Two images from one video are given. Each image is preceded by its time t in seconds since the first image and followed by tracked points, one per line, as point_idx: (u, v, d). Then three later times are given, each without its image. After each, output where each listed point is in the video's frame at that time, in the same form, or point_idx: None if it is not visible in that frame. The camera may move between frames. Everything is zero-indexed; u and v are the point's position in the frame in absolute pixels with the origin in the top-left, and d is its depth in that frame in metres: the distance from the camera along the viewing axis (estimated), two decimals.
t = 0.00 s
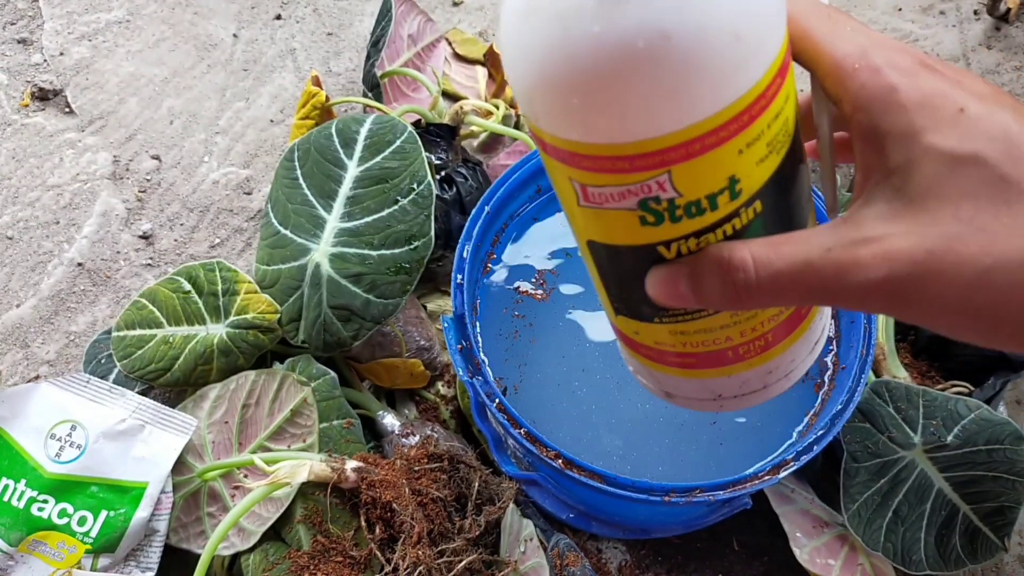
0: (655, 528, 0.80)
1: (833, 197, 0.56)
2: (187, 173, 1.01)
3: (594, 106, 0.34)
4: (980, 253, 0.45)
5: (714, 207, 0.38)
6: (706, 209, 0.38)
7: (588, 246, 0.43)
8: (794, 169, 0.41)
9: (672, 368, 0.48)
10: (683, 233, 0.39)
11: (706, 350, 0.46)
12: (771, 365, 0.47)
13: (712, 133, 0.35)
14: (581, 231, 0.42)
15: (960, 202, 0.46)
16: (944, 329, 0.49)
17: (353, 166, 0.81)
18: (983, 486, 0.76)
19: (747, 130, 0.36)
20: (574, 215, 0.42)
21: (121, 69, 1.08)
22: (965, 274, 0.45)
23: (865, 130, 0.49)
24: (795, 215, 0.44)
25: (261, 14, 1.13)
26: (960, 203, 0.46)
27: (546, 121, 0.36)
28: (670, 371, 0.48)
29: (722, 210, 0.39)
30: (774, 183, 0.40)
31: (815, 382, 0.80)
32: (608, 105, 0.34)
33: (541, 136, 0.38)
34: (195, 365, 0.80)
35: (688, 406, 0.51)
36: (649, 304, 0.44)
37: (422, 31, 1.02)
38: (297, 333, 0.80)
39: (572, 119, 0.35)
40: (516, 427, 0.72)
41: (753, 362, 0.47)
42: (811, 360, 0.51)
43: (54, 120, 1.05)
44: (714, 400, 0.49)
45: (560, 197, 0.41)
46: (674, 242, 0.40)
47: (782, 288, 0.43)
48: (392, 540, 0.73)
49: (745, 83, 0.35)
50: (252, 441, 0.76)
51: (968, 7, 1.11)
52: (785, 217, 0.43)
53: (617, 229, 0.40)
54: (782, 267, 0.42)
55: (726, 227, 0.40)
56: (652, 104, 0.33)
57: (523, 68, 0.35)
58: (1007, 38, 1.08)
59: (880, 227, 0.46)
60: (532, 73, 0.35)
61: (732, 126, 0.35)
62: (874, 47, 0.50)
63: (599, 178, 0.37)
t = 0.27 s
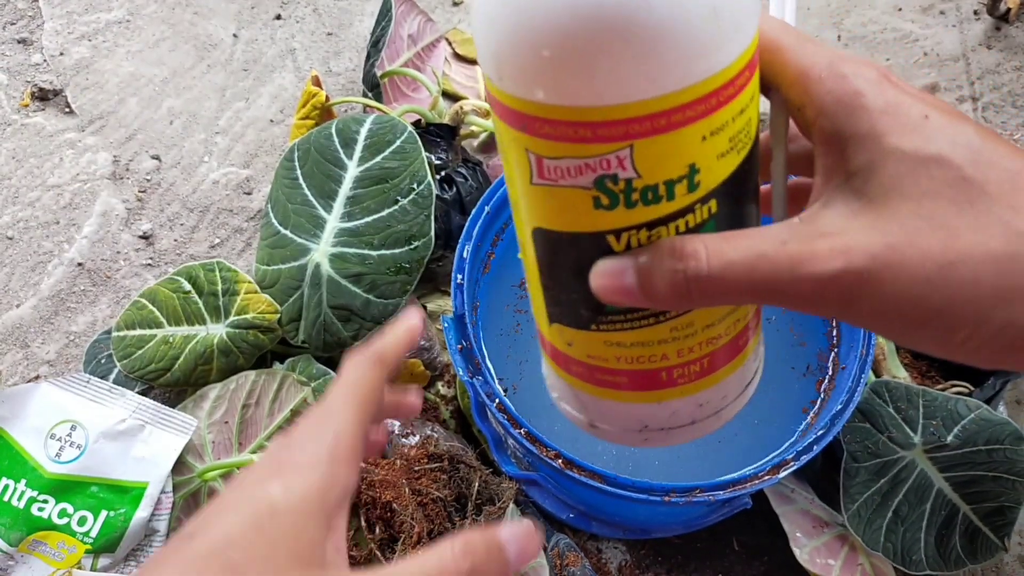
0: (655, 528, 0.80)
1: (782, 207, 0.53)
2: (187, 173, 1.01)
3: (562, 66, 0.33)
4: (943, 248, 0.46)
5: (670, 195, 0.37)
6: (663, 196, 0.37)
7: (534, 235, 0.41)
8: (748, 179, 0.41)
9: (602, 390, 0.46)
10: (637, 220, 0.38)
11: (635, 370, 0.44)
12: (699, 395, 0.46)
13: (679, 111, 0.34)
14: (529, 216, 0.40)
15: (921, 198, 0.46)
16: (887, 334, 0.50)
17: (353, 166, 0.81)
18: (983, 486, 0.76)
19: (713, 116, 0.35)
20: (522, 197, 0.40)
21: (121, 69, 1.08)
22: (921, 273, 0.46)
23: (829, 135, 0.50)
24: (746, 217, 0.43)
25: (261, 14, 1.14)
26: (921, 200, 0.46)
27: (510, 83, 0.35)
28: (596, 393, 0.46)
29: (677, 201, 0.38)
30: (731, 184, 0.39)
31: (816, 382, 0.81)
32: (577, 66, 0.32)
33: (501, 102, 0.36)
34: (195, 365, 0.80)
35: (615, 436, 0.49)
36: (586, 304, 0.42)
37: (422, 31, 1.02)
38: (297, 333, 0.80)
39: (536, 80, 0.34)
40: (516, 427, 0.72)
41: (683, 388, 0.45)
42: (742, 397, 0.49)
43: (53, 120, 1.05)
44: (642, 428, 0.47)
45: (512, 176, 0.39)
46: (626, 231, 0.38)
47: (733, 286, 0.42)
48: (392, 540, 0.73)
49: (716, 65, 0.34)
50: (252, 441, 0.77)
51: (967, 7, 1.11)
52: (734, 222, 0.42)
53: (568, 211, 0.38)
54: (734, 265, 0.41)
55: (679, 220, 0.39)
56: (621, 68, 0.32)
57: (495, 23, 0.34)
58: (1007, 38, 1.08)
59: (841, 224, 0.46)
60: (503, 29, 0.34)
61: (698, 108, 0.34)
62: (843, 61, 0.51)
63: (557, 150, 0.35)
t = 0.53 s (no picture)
0: (655, 528, 0.80)
1: (769, 238, 0.53)
2: (187, 173, 1.01)
3: (598, 43, 0.33)
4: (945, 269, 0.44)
5: (673, 205, 0.37)
6: (667, 203, 0.37)
7: (521, 243, 0.40)
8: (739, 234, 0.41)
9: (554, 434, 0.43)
10: (635, 228, 0.37)
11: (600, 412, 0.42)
12: (660, 456, 0.44)
13: (701, 113, 0.35)
14: (521, 218, 0.39)
15: (925, 226, 0.44)
16: (869, 357, 0.47)
17: (354, 166, 0.81)
18: (983, 486, 0.76)
19: (727, 131, 0.36)
20: (518, 197, 0.39)
21: (121, 69, 1.08)
22: (922, 291, 0.43)
23: (828, 175, 0.49)
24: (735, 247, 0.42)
25: (260, 15, 1.15)
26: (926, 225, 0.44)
27: (538, 60, 0.35)
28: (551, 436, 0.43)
29: (679, 215, 0.37)
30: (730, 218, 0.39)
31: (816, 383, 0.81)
32: (613, 44, 0.33)
33: (522, 85, 0.36)
34: (195, 365, 0.80)
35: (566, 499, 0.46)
36: (564, 322, 0.41)
37: (422, 31, 1.02)
38: (297, 333, 0.80)
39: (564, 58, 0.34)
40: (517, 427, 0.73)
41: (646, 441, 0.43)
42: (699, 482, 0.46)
43: (53, 120, 1.05)
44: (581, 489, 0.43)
45: (514, 172, 0.39)
46: (622, 237, 0.38)
47: (722, 309, 0.40)
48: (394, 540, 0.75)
49: (743, 78, 0.35)
50: (252, 441, 0.77)
51: (966, 8, 1.12)
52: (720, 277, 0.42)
53: (568, 208, 0.37)
54: (726, 288, 0.39)
55: (676, 240, 0.38)
56: (654, 54, 0.33)
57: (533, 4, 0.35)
58: (1007, 38, 1.08)
59: (841, 247, 0.44)
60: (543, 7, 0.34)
61: (716, 116, 0.35)
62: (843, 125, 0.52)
63: (571, 135, 0.35)
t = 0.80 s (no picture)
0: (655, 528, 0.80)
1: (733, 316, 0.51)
2: (187, 173, 1.01)
3: (558, 128, 0.33)
4: (917, 346, 0.42)
5: (637, 289, 0.36)
6: (628, 287, 0.36)
7: (480, 323, 0.40)
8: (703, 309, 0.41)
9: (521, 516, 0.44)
10: (597, 312, 0.37)
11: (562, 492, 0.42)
12: (624, 533, 0.43)
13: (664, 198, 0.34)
14: (480, 299, 0.39)
15: (891, 298, 0.43)
16: (842, 437, 0.45)
17: (353, 166, 0.81)
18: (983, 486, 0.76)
19: (688, 215, 0.36)
20: (477, 278, 0.39)
21: (121, 69, 1.09)
22: (901, 366, 0.42)
23: (789, 247, 0.48)
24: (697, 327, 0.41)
25: (261, 15, 1.15)
26: (895, 301, 0.43)
27: (496, 144, 0.35)
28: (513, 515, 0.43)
29: (641, 298, 0.37)
30: (693, 297, 0.39)
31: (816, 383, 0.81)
32: (574, 130, 0.33)
33: (482, 168, 0.36)
34: (195, 365, 0.80)
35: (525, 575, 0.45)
36: (525, 407, 0.40)
37: (422, 31, 1.02)
38: (297, 333, 0.80)
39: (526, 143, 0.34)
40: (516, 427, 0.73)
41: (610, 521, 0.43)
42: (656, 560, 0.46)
43: (53, 120, 1.05)
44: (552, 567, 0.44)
45: (472, 254, 0.39)
46: (583, 321, 0.37)
47: (688, 394, 0.39)
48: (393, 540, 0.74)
49: (705, 161, 0.35)
50: (253, 441, 0.76)
51: (967, 7, 1.12)
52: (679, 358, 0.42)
53: (529, 293, 0.37)
54: (696, 372, 0.38)
55: (640, 321, 0.38)
56: (615, 141, 0.33)
57: (491, 87, 0.34)
58: (1007, 38, 1.08)
59: (810, 327, 0.42)
60: (501, 89, 0.34)
61: (678, 200, 0.35)
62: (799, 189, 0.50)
63: (533, 220, 0.35)
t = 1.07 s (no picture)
0: (654, 527, 0.80)
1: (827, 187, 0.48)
2: (187, 173, 1.02)
3: (495, 128, 0.29)
4: None
5: (543, 295, 0.34)
6: (537, 293, 0.33)
7: (374, 296, 0.36)
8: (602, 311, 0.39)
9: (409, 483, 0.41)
10: (500, 310, 0.34)
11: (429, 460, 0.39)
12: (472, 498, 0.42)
13: (591, 215, 0.31)
14: (378, 273, 0.35)
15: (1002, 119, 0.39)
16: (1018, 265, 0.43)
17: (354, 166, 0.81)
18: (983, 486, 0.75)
19: (610, 230, 0.33)
20: (375, 249, 0.35)
21: (121, 69, 1.08)
22: None
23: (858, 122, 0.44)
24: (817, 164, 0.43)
25: (261, 15, 1.14)
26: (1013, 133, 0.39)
27: (429, 126, 0.30)
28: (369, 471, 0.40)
29: (546, 302, 0.34)
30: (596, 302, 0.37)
31: (815, 385, 0.82)
32: (512, 133, 0.29)
33: (404, 140, 0.31)
34: (195, 365, 0.80)
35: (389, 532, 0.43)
36: (405, 378, 0.37)
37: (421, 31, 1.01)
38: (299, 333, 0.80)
39: (461, 135, 0.30)
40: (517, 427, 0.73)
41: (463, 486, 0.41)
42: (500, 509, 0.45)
43: (54, 120, 1.04)
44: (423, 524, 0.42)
45: (376, 225, 0.34)
46: (485, 318, 0.34)
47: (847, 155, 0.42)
48: (391, 540, 0.73)
49: (639, 182, 0.32)
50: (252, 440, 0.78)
51: (967, 7, 1.12)
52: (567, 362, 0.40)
53: (433, 281, 0.33)
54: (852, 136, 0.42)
55: (538, 322, 0.35)
56: (551, 153, 0.29)
57: (432, 59, 0.30)
58: (1007, 38, 1.09)
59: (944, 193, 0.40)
60: (443, 67, 0.29)
61: (605, 218, 0.32)
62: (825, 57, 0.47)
63: (451, 212, 0.31)
